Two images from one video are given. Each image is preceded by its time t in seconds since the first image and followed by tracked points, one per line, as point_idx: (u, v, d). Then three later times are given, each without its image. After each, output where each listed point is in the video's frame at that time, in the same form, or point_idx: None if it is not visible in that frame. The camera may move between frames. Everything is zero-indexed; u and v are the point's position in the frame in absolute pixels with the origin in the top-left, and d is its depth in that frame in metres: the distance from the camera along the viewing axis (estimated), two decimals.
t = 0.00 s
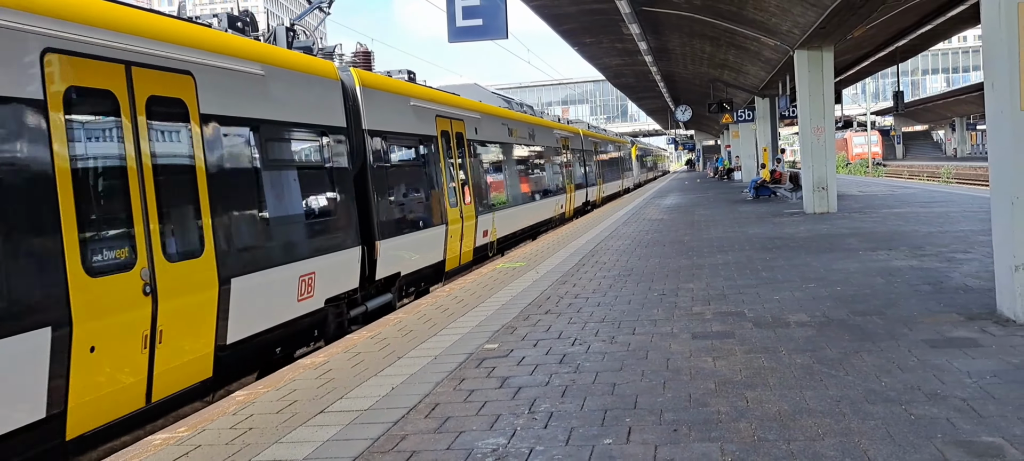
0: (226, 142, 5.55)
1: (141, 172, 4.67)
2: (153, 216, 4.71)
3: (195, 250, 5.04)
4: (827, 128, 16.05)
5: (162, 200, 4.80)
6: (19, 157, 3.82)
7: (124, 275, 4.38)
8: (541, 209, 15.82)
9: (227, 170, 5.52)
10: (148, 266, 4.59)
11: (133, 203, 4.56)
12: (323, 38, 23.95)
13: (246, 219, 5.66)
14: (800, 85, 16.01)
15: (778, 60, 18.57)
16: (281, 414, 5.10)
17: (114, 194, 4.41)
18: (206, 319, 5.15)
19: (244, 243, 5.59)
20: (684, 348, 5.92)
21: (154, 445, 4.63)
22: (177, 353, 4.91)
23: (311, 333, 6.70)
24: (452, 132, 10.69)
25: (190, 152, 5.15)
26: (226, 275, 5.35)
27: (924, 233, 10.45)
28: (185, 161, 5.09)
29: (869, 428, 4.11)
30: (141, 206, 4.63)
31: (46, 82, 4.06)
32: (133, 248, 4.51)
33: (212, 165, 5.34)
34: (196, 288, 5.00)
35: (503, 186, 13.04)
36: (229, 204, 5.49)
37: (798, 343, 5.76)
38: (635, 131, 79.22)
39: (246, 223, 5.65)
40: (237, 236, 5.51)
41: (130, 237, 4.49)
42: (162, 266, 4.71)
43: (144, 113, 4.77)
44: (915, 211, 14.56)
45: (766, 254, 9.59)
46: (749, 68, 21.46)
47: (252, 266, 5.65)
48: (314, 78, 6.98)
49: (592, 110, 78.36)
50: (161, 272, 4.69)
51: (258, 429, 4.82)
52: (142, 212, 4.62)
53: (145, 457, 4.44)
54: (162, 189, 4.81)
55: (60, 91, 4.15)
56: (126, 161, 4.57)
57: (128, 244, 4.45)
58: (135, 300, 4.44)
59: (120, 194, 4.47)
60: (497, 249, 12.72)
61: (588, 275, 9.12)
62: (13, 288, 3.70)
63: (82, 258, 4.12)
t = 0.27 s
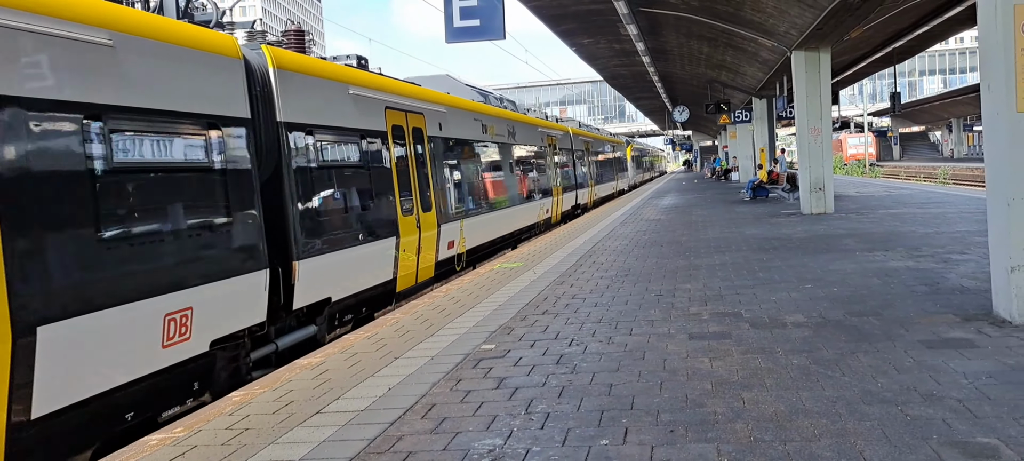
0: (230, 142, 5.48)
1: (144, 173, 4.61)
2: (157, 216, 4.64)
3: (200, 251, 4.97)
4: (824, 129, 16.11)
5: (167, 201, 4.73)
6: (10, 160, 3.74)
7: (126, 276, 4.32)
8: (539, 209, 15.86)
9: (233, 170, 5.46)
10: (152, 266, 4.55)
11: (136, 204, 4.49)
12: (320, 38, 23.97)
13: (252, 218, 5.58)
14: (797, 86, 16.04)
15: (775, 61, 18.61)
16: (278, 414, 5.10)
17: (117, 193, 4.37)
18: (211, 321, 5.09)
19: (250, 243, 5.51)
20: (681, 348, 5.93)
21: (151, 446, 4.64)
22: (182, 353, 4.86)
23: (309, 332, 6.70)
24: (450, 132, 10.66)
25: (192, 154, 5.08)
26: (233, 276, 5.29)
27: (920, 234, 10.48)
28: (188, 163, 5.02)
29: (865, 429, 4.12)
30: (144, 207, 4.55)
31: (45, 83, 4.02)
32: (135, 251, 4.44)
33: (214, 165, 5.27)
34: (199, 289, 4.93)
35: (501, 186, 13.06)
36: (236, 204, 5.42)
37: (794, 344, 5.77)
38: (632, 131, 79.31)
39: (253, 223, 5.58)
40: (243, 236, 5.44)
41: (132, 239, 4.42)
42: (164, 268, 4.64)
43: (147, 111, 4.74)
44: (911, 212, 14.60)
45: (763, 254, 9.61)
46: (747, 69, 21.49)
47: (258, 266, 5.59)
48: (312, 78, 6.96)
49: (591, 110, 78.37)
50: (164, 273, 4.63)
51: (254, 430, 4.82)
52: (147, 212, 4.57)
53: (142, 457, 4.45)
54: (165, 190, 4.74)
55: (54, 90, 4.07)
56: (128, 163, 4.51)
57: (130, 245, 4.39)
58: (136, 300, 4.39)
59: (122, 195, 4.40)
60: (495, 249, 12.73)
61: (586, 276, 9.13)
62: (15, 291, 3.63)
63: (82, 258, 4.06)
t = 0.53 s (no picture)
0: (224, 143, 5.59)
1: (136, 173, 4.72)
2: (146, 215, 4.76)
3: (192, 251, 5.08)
4: (823, 129, 16.13)
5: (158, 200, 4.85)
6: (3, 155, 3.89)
7: (117, 272, 4.47)
8: (538, 209, 15.86)
9: (225, 171, 5.56)
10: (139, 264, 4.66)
11: (126, 203, 4.60)
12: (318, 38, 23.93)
13: (241, 218, 5.68)
14: (796, 86, 16.05)
15: (774, 60, 18.63)
16: (277, 413, 5.10)
17: (106, 192, 4.46)
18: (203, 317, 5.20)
19: (240, 243, 5.63)
20: (679, 348, 5.93)
21: (148, 444, 4.63)
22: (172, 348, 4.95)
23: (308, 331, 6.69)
24: (449, 131, 10.64)
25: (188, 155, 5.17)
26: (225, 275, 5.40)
27: (919, 233, 10.48)
28: (183, 163, 5.12)
29: (862, 428, 4.12)
30: (133, 206, 4.66)
31: (37, 82, 4.11)
32: (122, 247, 4.55)
33: (207, 165, 5.36)
34: (190, 287, 5.04)
35: (500, 186, 13.06)
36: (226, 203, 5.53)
37: (792, 343, 5.77)
38: (632, 130, 79.27)
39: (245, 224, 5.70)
40: (233, 236, 5.55)
41: (122, 237, 4.54)
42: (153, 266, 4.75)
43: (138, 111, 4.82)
44: (911, 211, 14.59)
45: (762, 254, 9.60)
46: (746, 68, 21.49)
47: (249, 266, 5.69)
48: (310, 77, 6.96)
49: (590, 110, 78.35)
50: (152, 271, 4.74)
51: (253, 429, 4.80)
52: (135, 210, 4.67)
53: (139, 456, 4.44)
54: (158, 190, 4.86)
55: (51, 87, 4.19)
56: (122, 162, 4.62)
57: (119, 243, 4.50)
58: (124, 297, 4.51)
59: (113, 194, 4.51)
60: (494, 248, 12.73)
61: (584, 275, 9.12)
62: None
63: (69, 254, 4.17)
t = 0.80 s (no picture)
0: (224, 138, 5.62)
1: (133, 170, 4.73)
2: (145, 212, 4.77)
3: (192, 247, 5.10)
4: (822, 128, 16.15)
5: (157, 197, 4.86)
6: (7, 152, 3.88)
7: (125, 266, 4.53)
8: (537, 208, 15.88)
9: (222, 170, 5.55)
10: (138, 264, 4.64)
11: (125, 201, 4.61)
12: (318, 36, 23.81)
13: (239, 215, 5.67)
14: (796, 85, 16.06)
15: (773, 60, 18.64)
16: (276, 412, 5.09)
17: (102, 191, 4.46)
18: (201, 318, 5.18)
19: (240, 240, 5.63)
20: (678, 347, 5.93)
21: (148, 443, 4.62)
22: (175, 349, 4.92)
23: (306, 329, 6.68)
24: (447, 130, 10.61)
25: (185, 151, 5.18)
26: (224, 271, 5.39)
27: (918, 233, 10.48)
28: (180, 160, 5.12)
29: (862, 427, 4.12)
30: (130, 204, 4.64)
31: (37, 81, 4.10)
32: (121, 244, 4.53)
33: (206, 163, 5.35)
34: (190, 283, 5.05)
35: (500, 184, 13.07)
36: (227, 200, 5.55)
37: (791, 343, 5.77)
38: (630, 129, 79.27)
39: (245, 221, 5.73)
40: (233, 233, 5.56)
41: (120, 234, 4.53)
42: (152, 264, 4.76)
43: (135, 110, 4.81)
44: (910, 211, 14.60)
45: (760, 253, 9.61)
46: (745, 68, 21.49)
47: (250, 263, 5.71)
48: (308, 75, 6.94)
49: (588, 109, 78.34)
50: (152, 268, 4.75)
51: (252, 428, 4.79)
52: (132, 210, 4.66)
53: (139, 455, 4.43)
54: (156, 186, 4.87)
55: (51, 86, 4.19)
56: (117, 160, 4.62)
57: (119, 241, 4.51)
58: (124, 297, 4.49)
59: (110, 191, 4.51)
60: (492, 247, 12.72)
61: (583, 274, 9.12)
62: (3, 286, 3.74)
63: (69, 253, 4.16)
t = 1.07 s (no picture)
0: (224, 137, 5.60)
1: (141, 168, 4.69)
2: (151, 210, 4.73)
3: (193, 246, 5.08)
4: (822, 127, 16.17)
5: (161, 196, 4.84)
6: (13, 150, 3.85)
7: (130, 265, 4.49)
8: (536, 206, 15.90)
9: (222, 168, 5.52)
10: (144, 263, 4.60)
11: (132, 199, 4.57)
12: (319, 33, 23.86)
13: (237, 214, 5.65)
14: (795, 84, 16.07)
15: (773, 59, 18.64)
16: (275, 410, 5.08)
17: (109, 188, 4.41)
18: (204, 316, 5.16)
19: (238, 239, 5.62)
20: (678, 346, 5.92)
21: (148, 441, 4.61)
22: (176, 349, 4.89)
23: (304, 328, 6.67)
24: (447, 128, 10.59)
25: (188, 150, 5.15)
26: (224, 270, 5.37)
27: (917, 232, 10.49)
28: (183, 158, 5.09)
29: (861, 427, 4.12)
30: (136, 203, 4.61)
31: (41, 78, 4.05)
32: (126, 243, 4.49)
33: (207, 162, 5.33)
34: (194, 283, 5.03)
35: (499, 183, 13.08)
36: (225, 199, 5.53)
37: (791, 342, 5.77)
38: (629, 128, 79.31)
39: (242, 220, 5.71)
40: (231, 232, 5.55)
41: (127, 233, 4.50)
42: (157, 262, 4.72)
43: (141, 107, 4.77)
44: (909, 210, 14.61)
45: (760, 252, 9.61)
46: (744, 67, 21.49)
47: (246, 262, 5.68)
48: (308, 74, 6.90)
49: (587, 108, 78.35)
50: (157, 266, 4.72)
51: (251, 426, 4.78)
52: (138, 207, 4.61)
53: (139, 453, 4.42)
54: (160, 185, 4.84)
55: (56, 84, 4.15)
56: (126, 157, 4.58)
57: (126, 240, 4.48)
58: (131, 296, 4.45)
59: (118, 189, 4.48)
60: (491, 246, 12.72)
61: (582, 273, 9.12)
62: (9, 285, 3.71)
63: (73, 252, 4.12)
